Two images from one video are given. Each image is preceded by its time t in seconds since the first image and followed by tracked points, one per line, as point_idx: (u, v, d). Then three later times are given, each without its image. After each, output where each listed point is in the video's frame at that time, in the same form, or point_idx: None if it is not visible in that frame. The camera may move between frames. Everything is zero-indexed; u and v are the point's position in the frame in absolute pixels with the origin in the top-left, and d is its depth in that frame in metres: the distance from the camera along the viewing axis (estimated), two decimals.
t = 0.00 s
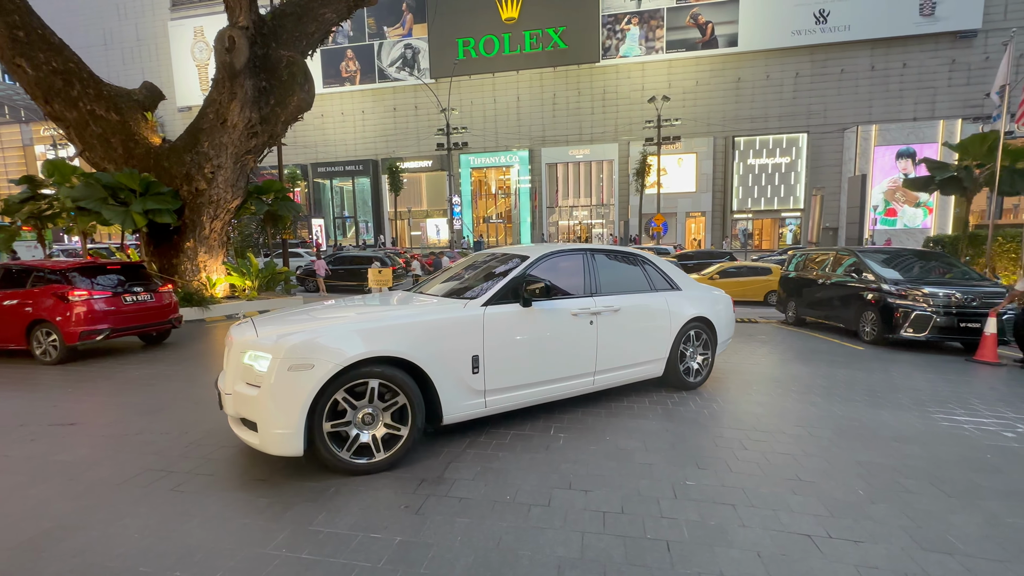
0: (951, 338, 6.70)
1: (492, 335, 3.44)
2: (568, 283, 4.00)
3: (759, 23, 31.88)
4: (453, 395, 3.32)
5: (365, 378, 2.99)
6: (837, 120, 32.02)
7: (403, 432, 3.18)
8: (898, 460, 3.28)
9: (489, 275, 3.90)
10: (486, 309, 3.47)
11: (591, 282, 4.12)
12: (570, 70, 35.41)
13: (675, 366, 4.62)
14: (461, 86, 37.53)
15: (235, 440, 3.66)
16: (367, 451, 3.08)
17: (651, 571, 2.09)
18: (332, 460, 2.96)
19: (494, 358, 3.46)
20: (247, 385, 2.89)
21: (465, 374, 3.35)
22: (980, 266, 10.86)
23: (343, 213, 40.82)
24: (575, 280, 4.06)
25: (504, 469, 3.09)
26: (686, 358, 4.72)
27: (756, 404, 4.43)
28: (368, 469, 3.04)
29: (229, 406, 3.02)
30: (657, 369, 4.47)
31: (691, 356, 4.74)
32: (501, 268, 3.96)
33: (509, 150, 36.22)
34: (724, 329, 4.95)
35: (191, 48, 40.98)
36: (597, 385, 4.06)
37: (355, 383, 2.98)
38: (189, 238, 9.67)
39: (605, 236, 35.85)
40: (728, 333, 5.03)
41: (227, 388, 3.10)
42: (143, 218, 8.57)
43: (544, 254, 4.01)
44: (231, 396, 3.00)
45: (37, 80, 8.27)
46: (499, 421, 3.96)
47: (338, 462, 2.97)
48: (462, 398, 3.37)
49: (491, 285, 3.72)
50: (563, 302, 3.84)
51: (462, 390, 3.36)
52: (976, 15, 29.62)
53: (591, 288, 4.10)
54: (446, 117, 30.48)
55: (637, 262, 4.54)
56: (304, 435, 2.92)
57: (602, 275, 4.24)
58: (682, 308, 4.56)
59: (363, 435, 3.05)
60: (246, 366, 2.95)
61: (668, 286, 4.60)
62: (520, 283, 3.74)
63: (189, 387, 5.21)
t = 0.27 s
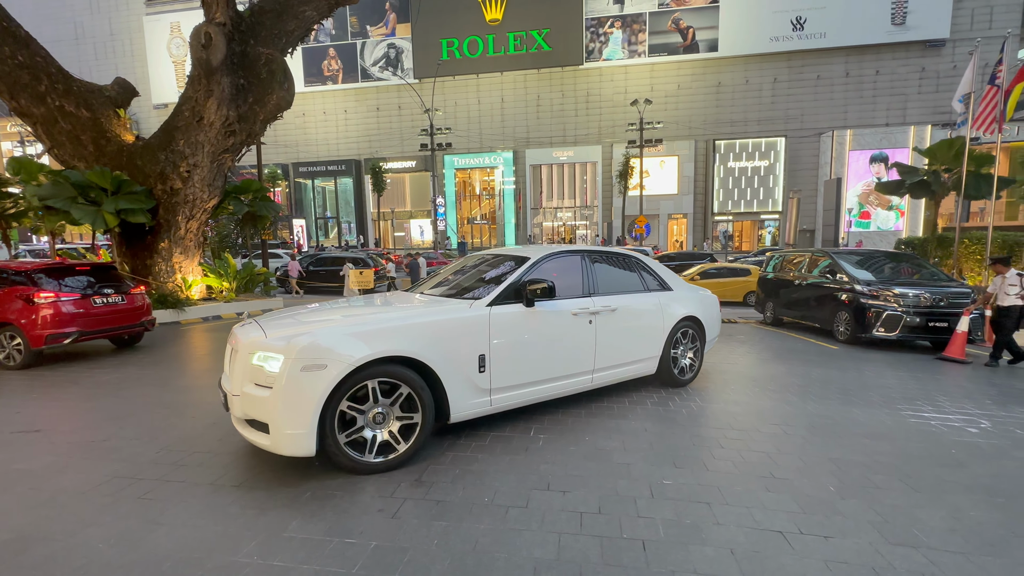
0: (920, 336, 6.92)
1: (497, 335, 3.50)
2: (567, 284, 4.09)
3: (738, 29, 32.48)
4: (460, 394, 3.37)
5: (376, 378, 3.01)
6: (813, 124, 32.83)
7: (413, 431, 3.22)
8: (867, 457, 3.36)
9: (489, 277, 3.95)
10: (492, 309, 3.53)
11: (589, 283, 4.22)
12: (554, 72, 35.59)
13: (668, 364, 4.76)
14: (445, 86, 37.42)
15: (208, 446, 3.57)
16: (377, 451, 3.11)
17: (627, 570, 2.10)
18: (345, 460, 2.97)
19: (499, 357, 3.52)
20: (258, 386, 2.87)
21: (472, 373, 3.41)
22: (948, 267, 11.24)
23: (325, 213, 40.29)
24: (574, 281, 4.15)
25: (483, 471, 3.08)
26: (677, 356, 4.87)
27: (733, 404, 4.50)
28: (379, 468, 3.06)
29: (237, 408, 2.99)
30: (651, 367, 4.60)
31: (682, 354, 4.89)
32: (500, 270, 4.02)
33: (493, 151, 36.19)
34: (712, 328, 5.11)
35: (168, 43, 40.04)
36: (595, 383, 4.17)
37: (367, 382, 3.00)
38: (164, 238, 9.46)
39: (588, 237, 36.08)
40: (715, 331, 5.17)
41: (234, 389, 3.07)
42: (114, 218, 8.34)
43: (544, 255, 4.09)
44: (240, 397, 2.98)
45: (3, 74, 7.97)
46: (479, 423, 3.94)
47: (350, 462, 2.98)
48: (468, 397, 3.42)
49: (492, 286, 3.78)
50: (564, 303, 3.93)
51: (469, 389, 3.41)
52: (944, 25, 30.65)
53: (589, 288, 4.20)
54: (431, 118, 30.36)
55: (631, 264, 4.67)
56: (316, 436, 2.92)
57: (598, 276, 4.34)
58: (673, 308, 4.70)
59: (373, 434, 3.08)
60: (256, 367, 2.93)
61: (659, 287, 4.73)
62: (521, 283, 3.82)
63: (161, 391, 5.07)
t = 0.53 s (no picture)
0: (890, 335, 7.14)
1: (498, 334, 3.54)
2: (563, 284, 4.15)
3: (716, 34, 33.08)
4: (463, 394, 3.40)
5: (383, 377, 3.03)
6: (789, 129, 33.66)
7: (417, 430, 3.25)
8: (838, 453, 3.46)
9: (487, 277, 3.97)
10: (492, 308, 3.57)
11: (583, 283, 4.29)
12: (537, 74, 35.75)
13: (658, 362, 4.89)
14: (427, 87, 37.21)
15: (179, 453, 3.46)
16: (382, 449, 3.11)
17: (602, 570, 2.11)
18: (351, 459, 2.98)
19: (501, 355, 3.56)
20: (263, 387, 2.83)
21: (475, 371, 3.44)
22: (915, 268, 11.62)
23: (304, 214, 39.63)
24: (569, 280, 4.21)
25: (461, 473, 3.06)
26: (665, 354, 5.00)
27: (710, 403, 4.57)
28: (385, 468, 3.07)
29: (240, 409, 2.95)
30: (641, 364, 4.71)
31: (670, 352, 5.04)
32: (498, 271, 4.05)
33: (476, 152, 36.09)
34: (698, 326, 5.25)
35: (140, 38, 38.95)
36: (590, 381, 4.25)
37: (373, 382, 3.01)
38: (136, 239, 9.23)
39: (571, 238, 36.29)
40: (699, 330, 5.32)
41: (235, 390, 3.02)
42: (83, 218, 8.15)
43: (540, 255, 4.13)
44: (243, 398, 2.93)
45: None
46: (459, 424, 3.91)
47: (357, 461, 2.99)
48: (471, 396, 3.45)
49: (491, 286, 3.81)
50: (561, 302, 3.99)
51: (472, 388, 3.44)
52: (911, 34, 31.73)
53: (583, 289, 4.27)
54: (413, 118, 30.13)
55: (622, 264, 4.76)
56: (323, 436, 2.90)
57: (592, 277, 4.43)
58: (661, 307, 4.83)
59: (380, 433, 3.09)
60: (260, 368, 2.89)
61: (649, 287, 4.83)
62: (520, 283, 3.85)
63: (129, 396, 4.90)
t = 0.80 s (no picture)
0: (865, 334, 7.31)
1: (500, 333, 3.58)
2: (561, 284, 4.21)
3: (698, 37, 33.54)
4: (467, 392, 3.43)
5: (391, 376, 3.05)
6: (768, 131, 34.29)
7: (422, 428, 3.28)
8: (816, 449, 3.52)
9: (485, 278, 4.00)
10: (495, 308, 3.61)
11: (579, 282, 4.37)
12: (521, 74, 35.78)
13: (649, 359, 5.01)
14: (411, 85, 36.98)
15: (153, 459, 3.36)
16: (388, 447, 3.13)
17: (586, 571, 2.11)
18: (359, 459, 2.99)
19: (503, 354, 3.60)
20: (271, 387, 2.81)
21: (478, 370, 3.48)
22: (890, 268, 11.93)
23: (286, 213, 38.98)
24: (566, 280, 4.27)
25: (444, 475, 3.03)
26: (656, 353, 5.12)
27: (692, 401, 4.62)
28: (392, 466, 3.09)
29: (245, 409, 2.92)
30: (634, 362, 4.82)
31: (660, 349, 5.16)
32: (491, 272, 4.08)
33: (461, 151, 35.94)
34: (686, 324, 5.38)
35: (114, 32, 37.84)
36: (586, 378, 4.33)
37: (381, 381, 3.02)
38: (108, 239, 8.98)
39: (556, 238, 36.39)
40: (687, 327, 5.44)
41: (239, 391, 2.99)
42: (52, 217, 7.93)
43: (538, 255, 4.18)
44: (249, 399, 2.91)
45: None
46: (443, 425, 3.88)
47: (365, 460, 2.99)
48: (474, 394, 3.49)
49: (492, 286, 3.84)
50: (559, 302, 4.05)
51: (475, 387, 3.48)
52: (885, 40, 32.60)
53: (579, 288, 4.34)
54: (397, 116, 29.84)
55: (615, 264, 4.84)
56: (331, 435, 2.90)
57: (587, 276, 4.49)
58: (653, 306, 4.93)
59: (386, 431, 3.11)
60: (266, 368, 2.87)
61: (641, 286, 4.93)
62: (519, 283, 3.90)
63: (101, 401, 4.75)
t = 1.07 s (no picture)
0: (844, 331, 7.47)
1: (506, 332, 3.63)
2: (561, 284, 4.27)
3: (680, 40, 33.92)
4: (473, 391, 3.47)
5: (402, 375, 3.06)
6: (749, 133, 34.90)
7: (432, 426, 3.30)
8: (799, 446, 3.57)
9: (483, 279, 4.03)
10: (500, 308, 3.65)
11: (578, 282, 4.43)
12: (506, 75, 35.78)
13: (644, 356, 5.10)
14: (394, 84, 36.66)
15: (127, 469, 3.25)
16: (398, 446, 3.14)
17: (576, 574, 2.09)
18: (370, 458, 2.99)
19: (508, 353, 3.64)
20: (284, 388, 2.80)
21: (484, 368, 3.51)
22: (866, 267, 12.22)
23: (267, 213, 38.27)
24: (565, 280, 4.33)
25: (431, 479, 2.99)
26: (650, 350, 5.22)
27: (677, 400, 4.64)
28: (402, 463, 3.11)
29: (254, 411, 2.89)
30: (629, 359, 4.90)
31: (655, 346, 5.25)
32: (483, 276, 4.11)
33: (445, 151, 35.75)
34: (678, 322, 5.48)
35: (85, 27, 36.70)
36: (585, 376, 4.39)
37: (393, 380, 3.04)
38: (80, 240, 8.73)
39: (541, 239, 36.44)
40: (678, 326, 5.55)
41: (248, 392, 2.96)
42: (21, 217, 7.70)
43: (539, 256, 4.23)
44: (258, 400, 2.88)
45: None
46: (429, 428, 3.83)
47: (377, 459, 3.01)
48: (480, 392, 3.52)
49: (494, 286, 3.88)
50: (560, 302, 4.11)
51: (480, 385, 3.51)
52: (860, 45, 33.41)
53: (578, 287, 4.40)
54: (381, 115, 29.54)
55: (610, 264, 4.91)
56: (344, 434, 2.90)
57: (584, 275, 4.55)
58: (647, 305, 5.02)
59: (397, 429, 3.13)
60: (276, 369, 2.86)
61: (636, 285, 5.01)
62: (522, 283, 3.95)
63: (73, 407, 4.57)
